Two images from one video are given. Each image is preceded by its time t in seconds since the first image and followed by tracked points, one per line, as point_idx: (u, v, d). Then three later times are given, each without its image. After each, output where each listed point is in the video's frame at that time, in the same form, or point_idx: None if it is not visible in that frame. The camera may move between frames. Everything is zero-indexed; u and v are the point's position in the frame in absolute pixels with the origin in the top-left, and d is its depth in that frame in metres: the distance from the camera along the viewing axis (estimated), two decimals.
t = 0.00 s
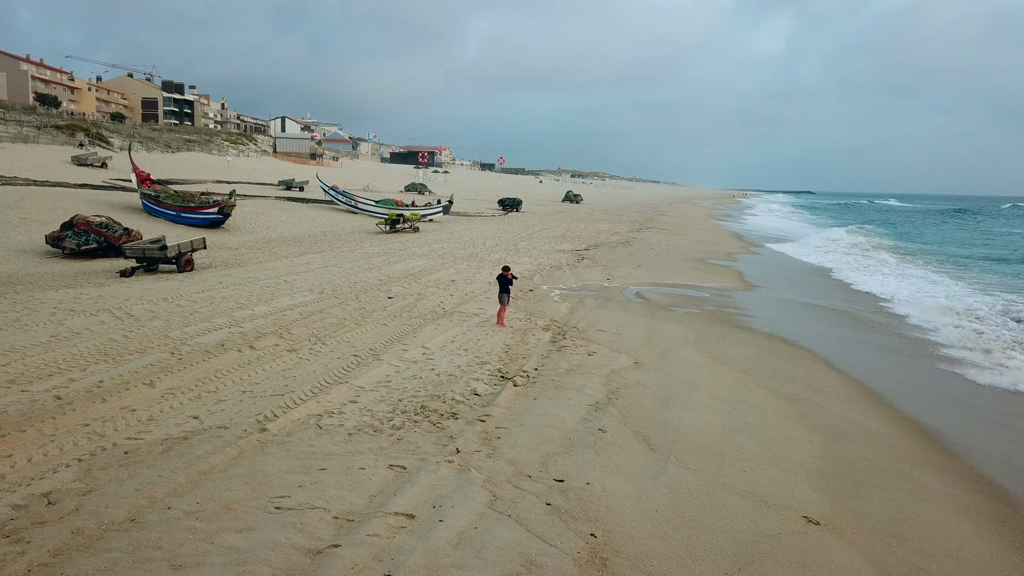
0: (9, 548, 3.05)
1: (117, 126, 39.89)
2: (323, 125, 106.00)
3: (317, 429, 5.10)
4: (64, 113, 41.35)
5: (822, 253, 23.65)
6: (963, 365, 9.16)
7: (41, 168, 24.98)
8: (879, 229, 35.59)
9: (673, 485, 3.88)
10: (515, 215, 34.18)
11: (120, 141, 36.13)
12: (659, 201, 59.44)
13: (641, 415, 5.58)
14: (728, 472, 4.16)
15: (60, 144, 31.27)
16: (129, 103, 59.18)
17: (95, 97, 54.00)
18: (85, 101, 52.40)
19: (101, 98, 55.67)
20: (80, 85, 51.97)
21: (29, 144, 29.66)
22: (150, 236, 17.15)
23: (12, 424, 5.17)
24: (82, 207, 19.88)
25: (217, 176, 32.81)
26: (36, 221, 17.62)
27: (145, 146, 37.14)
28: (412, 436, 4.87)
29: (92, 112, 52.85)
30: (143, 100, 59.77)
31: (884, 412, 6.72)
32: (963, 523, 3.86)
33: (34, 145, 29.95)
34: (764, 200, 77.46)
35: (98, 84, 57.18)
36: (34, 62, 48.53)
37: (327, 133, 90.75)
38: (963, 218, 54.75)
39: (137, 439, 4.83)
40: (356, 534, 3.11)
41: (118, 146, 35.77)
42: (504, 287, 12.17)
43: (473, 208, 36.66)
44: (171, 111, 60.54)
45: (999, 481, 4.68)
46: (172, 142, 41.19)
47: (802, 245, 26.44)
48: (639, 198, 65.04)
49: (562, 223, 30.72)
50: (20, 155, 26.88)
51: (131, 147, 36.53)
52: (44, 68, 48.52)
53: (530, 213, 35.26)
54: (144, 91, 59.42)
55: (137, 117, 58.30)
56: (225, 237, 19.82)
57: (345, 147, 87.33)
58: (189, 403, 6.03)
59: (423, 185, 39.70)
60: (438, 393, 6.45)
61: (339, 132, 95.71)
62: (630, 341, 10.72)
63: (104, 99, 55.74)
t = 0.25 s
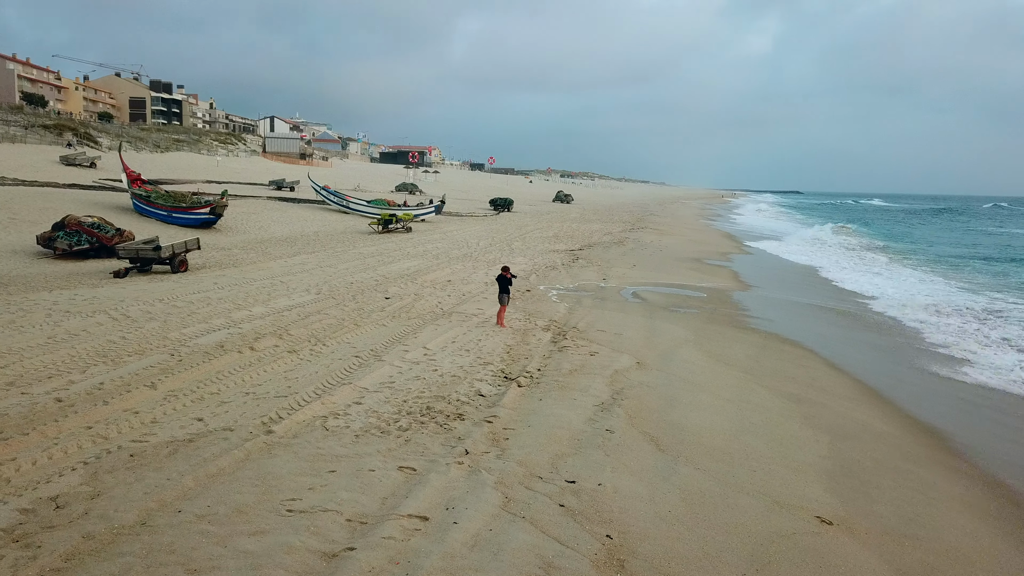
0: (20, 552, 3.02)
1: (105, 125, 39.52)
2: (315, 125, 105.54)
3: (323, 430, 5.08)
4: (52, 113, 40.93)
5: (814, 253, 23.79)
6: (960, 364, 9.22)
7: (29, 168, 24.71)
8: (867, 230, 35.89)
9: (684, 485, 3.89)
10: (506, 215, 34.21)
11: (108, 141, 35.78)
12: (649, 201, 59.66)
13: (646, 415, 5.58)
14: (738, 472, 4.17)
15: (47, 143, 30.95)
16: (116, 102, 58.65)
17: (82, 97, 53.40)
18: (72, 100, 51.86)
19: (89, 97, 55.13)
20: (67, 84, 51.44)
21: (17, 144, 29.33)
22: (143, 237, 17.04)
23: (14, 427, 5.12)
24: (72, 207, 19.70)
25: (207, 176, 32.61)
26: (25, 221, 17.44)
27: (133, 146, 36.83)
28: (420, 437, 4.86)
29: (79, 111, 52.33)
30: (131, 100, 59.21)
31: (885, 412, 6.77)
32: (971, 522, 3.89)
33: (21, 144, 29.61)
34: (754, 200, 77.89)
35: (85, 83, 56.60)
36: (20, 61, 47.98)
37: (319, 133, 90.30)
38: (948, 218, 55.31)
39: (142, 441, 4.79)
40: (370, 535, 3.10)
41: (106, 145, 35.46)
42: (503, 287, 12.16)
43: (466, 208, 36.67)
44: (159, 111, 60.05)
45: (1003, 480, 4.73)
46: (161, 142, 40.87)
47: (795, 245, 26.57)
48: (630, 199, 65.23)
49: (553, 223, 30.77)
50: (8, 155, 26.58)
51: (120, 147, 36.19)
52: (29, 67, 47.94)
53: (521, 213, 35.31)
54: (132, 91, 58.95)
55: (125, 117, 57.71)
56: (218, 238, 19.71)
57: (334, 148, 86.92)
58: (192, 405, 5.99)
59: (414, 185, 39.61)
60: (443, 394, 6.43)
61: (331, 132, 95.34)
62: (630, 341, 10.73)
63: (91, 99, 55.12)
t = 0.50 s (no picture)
0: (30, 558, 2.98)
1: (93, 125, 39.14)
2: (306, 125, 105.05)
3: (329, 432, 5.05)
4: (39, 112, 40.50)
5: (807, 253, 23.91)
6: (958, 363, 9.28)
7: (16, 168, 24.43)
8: (857, 230, 36.14)
9: (696, 485, 3.89)
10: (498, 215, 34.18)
11: (96, 141, 35.40)
12: (640, 201, 59.81)
13: (652, 415, 5.58)
14: (748, 472, 4.17)
15: (35, 143, 30.61)
16: (104, 102, 58.07)
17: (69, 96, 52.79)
18: (59, 99, 51.31)
19: (77, 96, 54.57)
20: (54, 83, 50.86)
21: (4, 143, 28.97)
22: (135, 238, 16.90)
23: (15, 430, 5.06)
24: (61, 207, 19.50)
25: (197, 176, 32.35)
26: (14, 222, 17.24)
27: (122, 146, 36.50)
28: (427, 438, 4.84)
29: (66, 110, 51.76)
30: (118, 100, 58.62)
31: (887, 411, 6.79)
32: (980, 521, 3.91)
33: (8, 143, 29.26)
34: (744, 199, 78.24)
35: (72, 82, 56.00)
36: (6, 60, 47.39)
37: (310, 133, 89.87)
38: (934, 217, 55.80)
39: (146, 444, 4.75)
40: (385, 538, 3.08)
41: (95, 145, 35.11)
42: (503, 287, 12.12)
43: (458, 208, 36.64)
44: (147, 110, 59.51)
45: (1008, 479, 4.75)
46: (151, 141, 40.52)
47: (787, 244, 26.70)
48: (621, 199, 65.39)
49: (546, 223, 30.78)
50: None
51: (108, 147, 35.81)
52: (15, 65, 47.31)
53: (512, 213, 35.32)
54: (120, 90, 58.44)
55: (112, 117, 57.09)
56: (210, 238, 19.58)
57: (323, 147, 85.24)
58: (194, 407, 5.93)
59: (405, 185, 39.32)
60: (447, 395, 6.41)
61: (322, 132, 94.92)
62: (629, 341, 10.75)
63: (78, 98, 54.46)
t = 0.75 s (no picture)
0: (41, 563, 2.96)
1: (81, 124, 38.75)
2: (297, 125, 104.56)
3: (336, 433, 5.02)
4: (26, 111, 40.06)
5: (800, 252, 24.05)
6: (956, 361, 9.33)
7: (4, 168, 24.15)
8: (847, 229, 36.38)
9: (707, 485, 3.89)
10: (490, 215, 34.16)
11: (85, 140, 35.06)
12: (630, 200, 59.95)
13: (658, 416, 5.58)
14: (758, 472, 4.18)
15: (22, 142, 30.27)
16: (92, 101, 57.51)
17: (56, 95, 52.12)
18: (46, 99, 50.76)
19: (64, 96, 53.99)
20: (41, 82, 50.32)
21: None
22: (127, 238, 16.78)
23: (17, 433, 5.01)
24: (51, 207, 19.30)
25: (187, 176, 32.10)
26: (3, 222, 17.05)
27: (110, 146, 36.18)
28: (435, 439, 4.82)
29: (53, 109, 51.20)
30: (106, 99, 58.00)
31: (889, 410, 6.83)
32: (989, 519, 3.93)
33: None
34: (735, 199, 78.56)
35: (59, 81, 55.42)
36: None
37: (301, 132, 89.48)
38: (922, 216, 56.22)
39: (152, 446, 4.71)
40: (400, 540, 3.07)
41: (83, 144, 34.77)
42: (503, 287, 12.08)
43: (450, 208, 36.60)
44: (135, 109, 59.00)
45: (1013, 477, 4.78)
46: (140, 141, 40.17)
47: (780, 244, 26.84)
48: (613, 198, 65.51)
49: (538, 223, 30.78)
50: None
51: (97, 147, 35.45)
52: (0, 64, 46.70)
53: (504, 213, 35.32)
54: (109, 89, 57.90)
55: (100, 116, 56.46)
56: (202, 238, 19.46)
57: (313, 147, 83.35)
58: (197, 409, 5.89)
59: (396, 186, 39.00)
60: (451, 395, 6.39)
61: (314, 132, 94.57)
62: (629, 341, 10.76)
63: (65, 97, 53.79)
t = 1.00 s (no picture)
0: (53, 568, 2.93)
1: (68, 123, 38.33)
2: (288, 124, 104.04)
3: (342, 435, 4.99)
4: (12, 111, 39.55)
5: (792, 251, 24.17)
6: (952, 359, 9.40)
7: None
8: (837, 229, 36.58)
9: (718, 485, 3.90)
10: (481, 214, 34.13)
11: (72, 140, 34.69)
12: (621, 200, 60.02)
13: (664, 416, 5.58)
14: (767, 472, 4.19)
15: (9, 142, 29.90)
16: (78, 100, 56.87)
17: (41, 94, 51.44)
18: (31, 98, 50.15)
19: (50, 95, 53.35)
20: (26, 80, 49.70)
21: None
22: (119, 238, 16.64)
23: (20, 436, 4.96)
24: (40, 207, 19.09)
25: (176, 176, 31.83)
26: None
27: (97, 146, 35.82)
28: (442, 441, 4.81)
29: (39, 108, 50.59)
30: (93, 98, 57.35)
31: (890, 409, 6.87)
32: (996, 517, 3.96)
33: None
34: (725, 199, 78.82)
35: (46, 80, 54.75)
36: None
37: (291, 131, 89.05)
38: (909, 216, 56.57)
39: (157, 449, 4.67)
40: (415, 542, 3.06)
41: (70, 144, 34.40)
42: (503, 287, 12.05)
43: (442, 207, 36.53)
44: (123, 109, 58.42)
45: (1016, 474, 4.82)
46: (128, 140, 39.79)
47: (773, 243, 26.94)
48: (603, 198, 65.57)
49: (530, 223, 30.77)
50: None
51: (85, 146, 35.07)
52: None
53: (495, 213, 35.30)
54: (96, 88, 57.29)
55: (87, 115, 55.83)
56: (193, 238, 19.32)
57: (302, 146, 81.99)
58: (200, 411, 5.85)
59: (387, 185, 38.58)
60: (455, 396, 6.37)
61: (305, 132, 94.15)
62: (629, 340, 10.76)
63: (51, 96, 53.10)
